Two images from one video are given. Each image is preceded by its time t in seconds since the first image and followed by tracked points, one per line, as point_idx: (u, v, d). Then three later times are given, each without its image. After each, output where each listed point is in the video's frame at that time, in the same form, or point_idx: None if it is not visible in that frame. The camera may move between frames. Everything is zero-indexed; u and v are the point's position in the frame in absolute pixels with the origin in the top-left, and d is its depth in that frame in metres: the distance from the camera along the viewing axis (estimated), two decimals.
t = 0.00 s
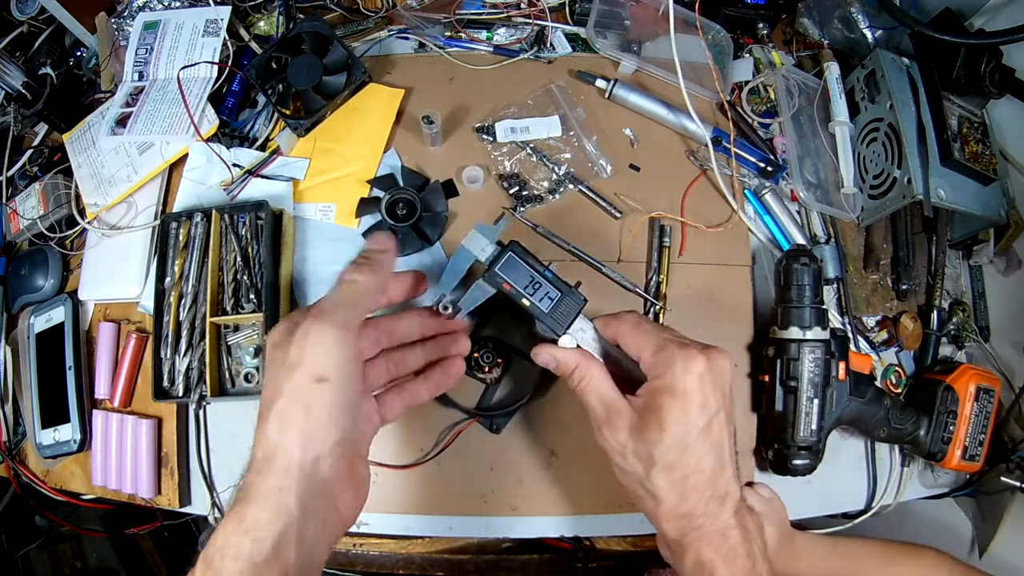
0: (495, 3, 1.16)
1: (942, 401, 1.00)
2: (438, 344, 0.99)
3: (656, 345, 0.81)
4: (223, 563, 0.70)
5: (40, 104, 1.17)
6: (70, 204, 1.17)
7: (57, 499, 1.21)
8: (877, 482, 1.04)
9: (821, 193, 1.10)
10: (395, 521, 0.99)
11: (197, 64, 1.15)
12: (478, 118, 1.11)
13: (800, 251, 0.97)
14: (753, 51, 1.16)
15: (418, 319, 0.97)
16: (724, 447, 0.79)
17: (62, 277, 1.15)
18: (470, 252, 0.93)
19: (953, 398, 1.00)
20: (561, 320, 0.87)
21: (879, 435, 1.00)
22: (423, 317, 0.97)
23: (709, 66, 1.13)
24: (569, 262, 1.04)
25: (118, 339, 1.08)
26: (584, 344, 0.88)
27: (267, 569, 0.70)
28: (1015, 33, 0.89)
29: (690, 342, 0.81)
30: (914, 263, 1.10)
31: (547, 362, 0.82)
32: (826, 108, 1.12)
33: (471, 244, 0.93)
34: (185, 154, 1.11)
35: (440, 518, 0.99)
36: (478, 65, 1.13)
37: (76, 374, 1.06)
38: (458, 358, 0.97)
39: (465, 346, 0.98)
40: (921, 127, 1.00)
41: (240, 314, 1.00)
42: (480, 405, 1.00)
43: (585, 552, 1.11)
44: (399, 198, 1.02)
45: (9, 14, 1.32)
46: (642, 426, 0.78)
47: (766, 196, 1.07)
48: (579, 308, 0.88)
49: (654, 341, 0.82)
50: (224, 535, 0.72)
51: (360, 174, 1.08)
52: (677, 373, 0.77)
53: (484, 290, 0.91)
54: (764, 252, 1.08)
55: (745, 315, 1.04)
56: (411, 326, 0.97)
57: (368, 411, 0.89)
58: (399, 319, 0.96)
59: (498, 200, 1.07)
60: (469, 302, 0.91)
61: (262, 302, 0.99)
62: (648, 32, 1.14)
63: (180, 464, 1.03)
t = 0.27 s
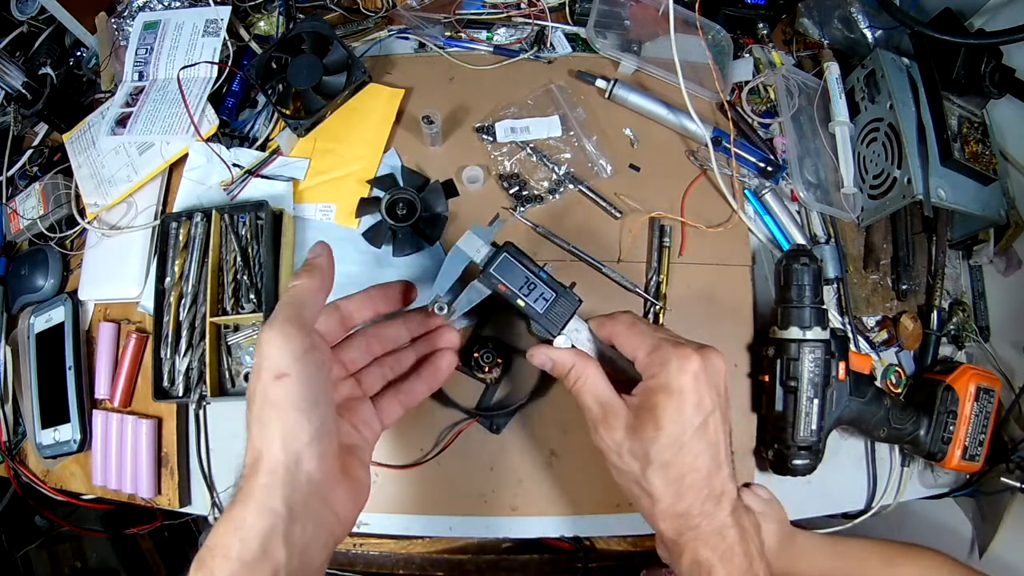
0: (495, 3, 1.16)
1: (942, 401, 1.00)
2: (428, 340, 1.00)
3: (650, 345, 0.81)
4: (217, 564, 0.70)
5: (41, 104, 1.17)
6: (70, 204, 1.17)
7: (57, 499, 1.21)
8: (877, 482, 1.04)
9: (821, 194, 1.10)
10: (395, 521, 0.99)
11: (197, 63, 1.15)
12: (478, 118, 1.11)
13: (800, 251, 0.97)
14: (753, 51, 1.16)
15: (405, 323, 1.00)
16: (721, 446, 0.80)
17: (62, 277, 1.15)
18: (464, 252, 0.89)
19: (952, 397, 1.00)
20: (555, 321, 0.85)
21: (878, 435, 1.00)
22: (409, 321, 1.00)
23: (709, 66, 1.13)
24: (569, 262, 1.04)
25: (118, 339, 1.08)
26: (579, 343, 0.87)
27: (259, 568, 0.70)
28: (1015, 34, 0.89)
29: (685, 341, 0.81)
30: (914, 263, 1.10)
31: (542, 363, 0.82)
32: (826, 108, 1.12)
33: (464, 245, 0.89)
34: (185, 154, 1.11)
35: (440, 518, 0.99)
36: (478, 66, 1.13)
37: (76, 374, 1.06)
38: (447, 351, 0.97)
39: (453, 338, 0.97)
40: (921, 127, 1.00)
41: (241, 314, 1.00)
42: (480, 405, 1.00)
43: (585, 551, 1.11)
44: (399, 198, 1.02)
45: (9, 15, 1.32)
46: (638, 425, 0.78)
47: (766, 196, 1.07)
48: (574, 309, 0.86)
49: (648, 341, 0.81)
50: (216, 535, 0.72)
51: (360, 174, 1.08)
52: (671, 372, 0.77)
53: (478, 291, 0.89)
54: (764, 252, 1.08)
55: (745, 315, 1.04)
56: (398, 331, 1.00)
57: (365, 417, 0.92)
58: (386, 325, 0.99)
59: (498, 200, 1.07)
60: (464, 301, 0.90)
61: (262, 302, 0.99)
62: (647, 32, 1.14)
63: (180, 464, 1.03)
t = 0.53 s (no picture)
0: (495, 3, 1.16)
1: (942, 401, 1.00)
2: (443, 358, 0.95)
3: (650, 346, 0.81)
4: (221, 566, 0.71)
5: (41, 104, 1.17)
6: (70, 204, 1.17)
7: (56, 499, 1.21)
8: (877, 481, 1.04)
9: (821, 194, 1.10)
10: (395, 521, 0.99)
11: (197, 63, 1.15)
12: (478, 118, 1.11)
13: (800, 251, 0.97)
14: (753, 51, 1.16)
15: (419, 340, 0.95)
16: (719, 446, 0.80)
17: (62, 277, 1.15)
18: (466, 254, 0.90)
19: (953, 397, 1.00)
20: (554, 324, 0.85)
21: (879, 435, 1.00)
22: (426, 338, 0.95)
23: (709, 66, 1.13)
24: (569, 262, 1.04)
25: (118, 339, 1.08)
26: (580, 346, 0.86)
27: (263, 571, 0.71)
28: (1015, 34, 0.89)
29: (683, 342, 0.81)
30: (914, 263, 1.10)
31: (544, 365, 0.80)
32: (826, 108, 1.12)
33: (465, 247, 0.89)
34: (185, 154, 1.11)
35: (440, 518, 0.99)
36: (478, 65, 1.13)
37: (76, 374, 1.06)
38: (459, 376, 0.92)
39: (467, 365, 0.92)
40: (921, 127, 1.00)
41: (240, 314, 1.00)
42: (480, 405, 1.00)
43: (585, 552, 1.10)
44: (399, 198, 1.03)
45: (9, 15, 1.32)
46: (637, 426, 0.78)
47: (766, 196, 1.07)
48: (574, 310, 0.85)
49: (648, 341, 0.82)
50: (220, 539, 0.73)
51: (360, 175, 1.08)
52: (671, 373, 0.77)
53: (479, 292, 0.89)
54: (764, 252, 1.08)
55: (745, 315, 1.04)
56: (413, 348, 0.95)
57: (371, 429, 0.91)
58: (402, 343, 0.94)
59: (498, 200, 1.07)
60: (464, 303, 0.89)
61: (262, 302, 0.99)
62: (647, 32, 1.14)
63: (180, 464, 1.03)
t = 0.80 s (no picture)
0: (495, 3, 1.16)
1: (942, 401, 1.00)
2: (445, 368, 0.96)
3: (645, 349, 0.81)
4: (229, 570, 0.72)
5: (41, 104, 1.17)
6: (70, 204, 1.17)
7: (57, 499, 1.21)
8: (877, 482, 1.04)
9: (821, 194, 1.10)
10: (395, 521, 0.99)
11: (197, 64, 1.15)
12: (478, 118, 1.11)
13: (800, 251, 0.97)
14: (753, 51, 1.16)
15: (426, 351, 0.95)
16: (717, 450, 0.80)
17: (62, 277, 1.15)
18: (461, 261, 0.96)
19: (953, 398, 1.00)
20: (548, 329, 0.88)
21: (878, 435, 1.00)
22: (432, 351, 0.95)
23: (709, 66, 1.13)
24: (569, 262, 1.04)
25: (118, 339, 1.08)
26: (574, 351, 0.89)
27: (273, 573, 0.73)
28: (1015, 34, 0.89)
29: (678, 345, 0.81)
30: (914, 263, 1.10)
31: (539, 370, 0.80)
32: (826, 108, 1.12)
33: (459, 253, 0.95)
34: (185, 154, 1.11)
35: (440, 518, 0.99)
36: (478, 66, 1.13)
37: (76, 374, 1.06)
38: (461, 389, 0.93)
39: (468, 378, 0.93)
40: (921, 128, 1.00)
41: (240, 314, 1.00)
42: (480, 405, 1.00)
43: (585, 552, 1.10)
44: (399, 198, 1.03)
45: (9, 15, 1.32)
46: (632, 430, 0.77)
47: (766, 196, 1.07)
48: (567, 316, 0.89)
49: (643, 346, 0.81)
50: (229, 542, 0.73)
51: (360, 175, 1.08)
52: (666, 377, 0.77)
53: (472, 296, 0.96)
54: (764, 252, 1.08)
55: (745, 315, 1.04)
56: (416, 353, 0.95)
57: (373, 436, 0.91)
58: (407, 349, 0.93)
59: (498, 200, 1.07)
60: (459, 309, 0.96)
61: (262, 302, 0.99)
62: (647, 32, 1.14)
63: (180, 464, 1.03)
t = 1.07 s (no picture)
0: (495, 3, 1.16)
1: (942, 401, 1.00)
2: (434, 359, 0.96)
3: (627, 356, 0.80)
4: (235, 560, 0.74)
5: (41, 104, 1.17)
6: (70, 204, 1.17)
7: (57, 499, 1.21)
8: (877, 481, 1.04)
9: (821, 193, 1.11)
10: (395, 521, 0.99)
11: (197, 63, 1.15)
12: (478, 118, 1.11)
13: (800, 251, 0.97)
14: (753, 51, 1.16)
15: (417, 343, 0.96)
16: (708, 456, 0.79)
17: (62, 277, 1.15)
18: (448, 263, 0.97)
19: (953, 397, 1.00)
20: (538, 333, 0.89)
21: (879, 435, 1.00)
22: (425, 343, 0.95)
23: (709, 66, 1.13)
24: (569, 262, 1.04)
25: (118, 339, 1.08)
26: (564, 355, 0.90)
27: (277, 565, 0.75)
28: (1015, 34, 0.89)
29: (663, 351, 0.81)
30: (914, 263, 1.10)
31: (533, 377, 0.82)
32: (826, 108, 1.12)
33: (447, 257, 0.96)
34: (185, 154, 1.11)
35: (440, 518, 0.99)
36: (478, 66, 1.13)
37: (76, 374, 1.06)
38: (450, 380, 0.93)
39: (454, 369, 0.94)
40: (921, 127, 1.00)
41: (240, 314, 1.00)
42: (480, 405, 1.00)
43: (585, 552, 1.10)
44: (399, 198, 1.03)
45: (9, 14, 1.32)
46: (619, 442, 0.77)
47: (766, 195, 1.07)
48: (557, 320, 0.90)
49: (625, 352, 0.81)
50: (234, 532, 0.75)
51: (360, 175, 1.08)
52: (649, 386, 0.77)
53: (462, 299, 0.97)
54: (764, 252, 1.08)
55: (745, 316, 1.04)
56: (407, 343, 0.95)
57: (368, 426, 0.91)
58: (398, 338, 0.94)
59: (498, 200, 1.07)
60: (453, 307, 0.98)
61: (262, 302, 0.99)
62: (648, 32, 1.14)
63: (180, 464, 1.03)
